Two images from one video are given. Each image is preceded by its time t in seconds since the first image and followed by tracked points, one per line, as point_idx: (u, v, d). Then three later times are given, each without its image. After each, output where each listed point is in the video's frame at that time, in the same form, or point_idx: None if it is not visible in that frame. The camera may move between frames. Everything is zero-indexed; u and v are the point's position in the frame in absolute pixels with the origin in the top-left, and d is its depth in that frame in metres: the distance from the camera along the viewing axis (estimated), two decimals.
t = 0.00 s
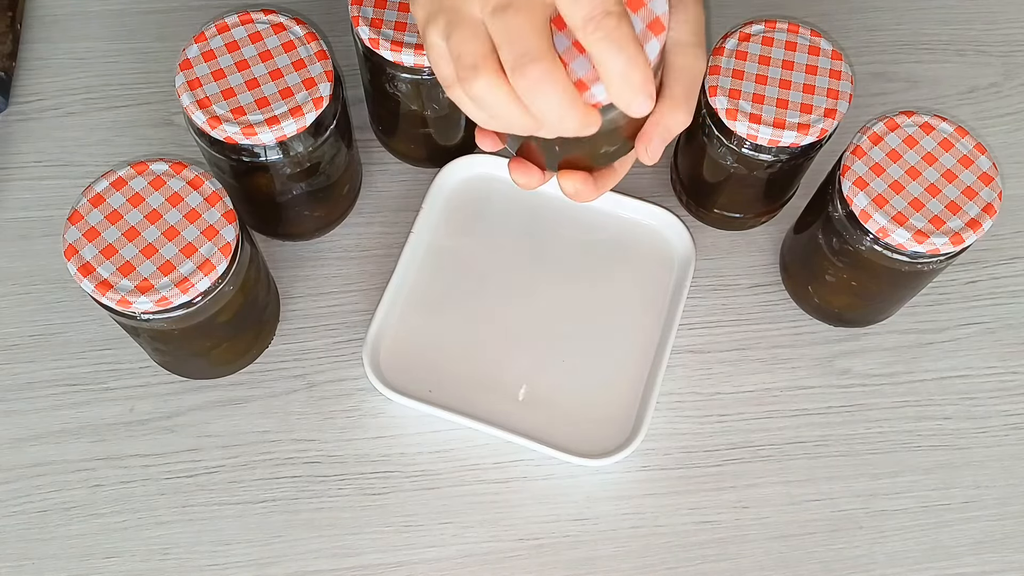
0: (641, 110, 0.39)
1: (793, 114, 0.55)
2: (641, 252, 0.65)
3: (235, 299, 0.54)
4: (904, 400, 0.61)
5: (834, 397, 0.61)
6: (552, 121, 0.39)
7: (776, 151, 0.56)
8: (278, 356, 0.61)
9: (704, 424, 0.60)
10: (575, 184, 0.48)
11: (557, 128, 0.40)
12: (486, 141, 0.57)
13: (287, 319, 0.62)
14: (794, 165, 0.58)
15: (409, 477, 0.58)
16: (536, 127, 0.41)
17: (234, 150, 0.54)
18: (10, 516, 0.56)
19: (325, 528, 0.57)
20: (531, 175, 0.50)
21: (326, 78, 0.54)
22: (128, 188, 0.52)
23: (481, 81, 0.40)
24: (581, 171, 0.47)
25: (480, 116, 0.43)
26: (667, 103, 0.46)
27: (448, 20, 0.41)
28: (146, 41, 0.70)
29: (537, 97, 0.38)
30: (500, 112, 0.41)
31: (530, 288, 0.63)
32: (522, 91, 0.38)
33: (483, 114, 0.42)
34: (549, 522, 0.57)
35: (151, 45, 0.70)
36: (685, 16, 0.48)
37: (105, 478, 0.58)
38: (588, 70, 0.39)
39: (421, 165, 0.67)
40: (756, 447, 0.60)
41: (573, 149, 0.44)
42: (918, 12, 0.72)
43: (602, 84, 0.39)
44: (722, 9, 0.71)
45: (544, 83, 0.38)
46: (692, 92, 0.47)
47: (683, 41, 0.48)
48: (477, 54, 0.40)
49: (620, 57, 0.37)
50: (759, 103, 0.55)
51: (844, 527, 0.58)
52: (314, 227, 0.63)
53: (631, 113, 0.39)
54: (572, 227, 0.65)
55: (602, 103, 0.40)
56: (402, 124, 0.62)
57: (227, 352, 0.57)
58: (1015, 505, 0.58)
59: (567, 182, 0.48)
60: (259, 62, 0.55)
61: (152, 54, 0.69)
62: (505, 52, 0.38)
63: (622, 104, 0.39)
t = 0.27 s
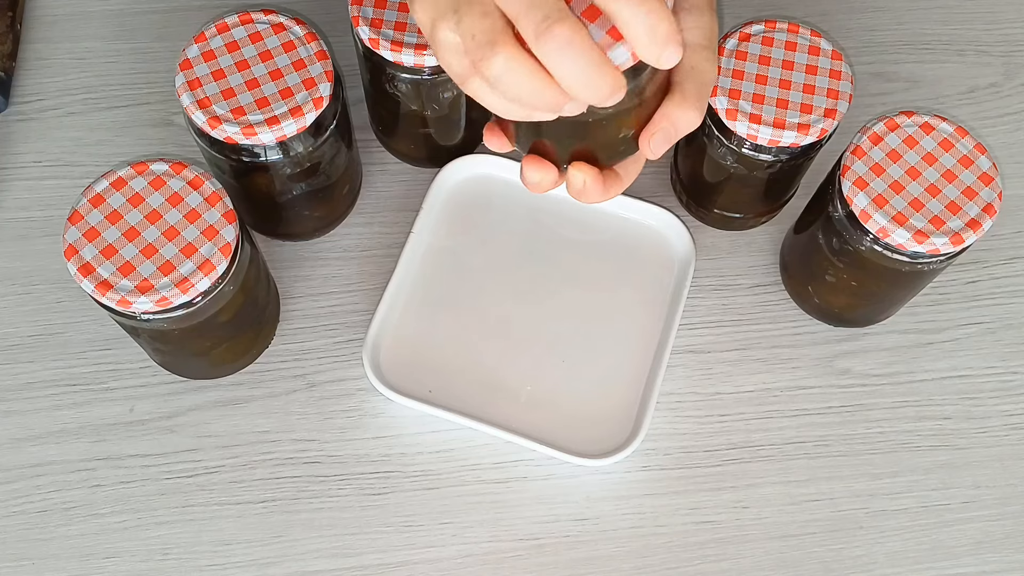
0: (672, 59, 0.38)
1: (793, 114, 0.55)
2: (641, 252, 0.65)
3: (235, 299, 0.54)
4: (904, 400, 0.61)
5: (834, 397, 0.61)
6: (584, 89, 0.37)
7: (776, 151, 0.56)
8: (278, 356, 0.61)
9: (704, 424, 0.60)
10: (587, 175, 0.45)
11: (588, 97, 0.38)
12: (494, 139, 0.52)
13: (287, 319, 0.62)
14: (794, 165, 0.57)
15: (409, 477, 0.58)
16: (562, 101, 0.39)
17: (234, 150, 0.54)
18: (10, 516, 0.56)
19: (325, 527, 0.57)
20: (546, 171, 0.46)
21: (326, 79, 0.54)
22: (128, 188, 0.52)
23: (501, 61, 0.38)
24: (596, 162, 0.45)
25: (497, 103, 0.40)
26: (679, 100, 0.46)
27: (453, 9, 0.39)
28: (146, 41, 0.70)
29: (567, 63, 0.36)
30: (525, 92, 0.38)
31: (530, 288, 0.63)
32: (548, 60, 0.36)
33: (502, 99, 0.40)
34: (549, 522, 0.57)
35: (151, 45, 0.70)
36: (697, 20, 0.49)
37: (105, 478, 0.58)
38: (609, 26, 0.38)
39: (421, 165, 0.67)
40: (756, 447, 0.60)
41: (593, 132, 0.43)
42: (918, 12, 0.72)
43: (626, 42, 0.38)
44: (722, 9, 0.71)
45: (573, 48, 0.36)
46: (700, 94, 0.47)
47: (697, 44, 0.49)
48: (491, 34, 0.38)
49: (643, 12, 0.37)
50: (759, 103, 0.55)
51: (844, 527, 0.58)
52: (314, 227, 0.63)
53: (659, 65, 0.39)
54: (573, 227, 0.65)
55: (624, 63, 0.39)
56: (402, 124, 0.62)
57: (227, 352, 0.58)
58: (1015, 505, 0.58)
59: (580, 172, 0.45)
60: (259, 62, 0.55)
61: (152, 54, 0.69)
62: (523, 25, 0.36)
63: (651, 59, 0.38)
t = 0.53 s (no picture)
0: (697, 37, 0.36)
1: (793, 114, 0.55)
2: (641, 252, 0.65)
3: (235, 299, 0.54)
4: (904, 400, 0.61)
5: (834, 397, 0.61)
6: (622, 72, 0.35)
7: (776, 151, 0.56)
8: (277, 356, 0.61)
9: (704, 424, 0.60)
10: (596, 178, 0.45)
11: (627, 81, 0.36)
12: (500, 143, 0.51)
13: (287, 319, 0.62)
14: (794, 165, 0.57)
15: (409, 477, 0.58)
16: (599, 90, 0.37)
17: (234, 150, 0.54)
18: (10, 516, 0.56)
19: (325, 528, 0.57)
20: (555, 173, 0.46)
21: (326, 79, 0.54)
22: (128, 188, 0.52)
23: (533, 53, 0.36)
24: (603, 161, 0.45)
25: (532, 102, 0.39)
26: (686, 105, 0.46)
27: (476, 7, 0.37)
28: (146, 41, 0.70)
29: (602, 46, 0.34)
30: (561, 86, 0.37)
31: (530, 288, 0.63)
32: (581, 44, 0.35)
33: (535, 96, 0.39)
34: (549, 522, 0.57)
35: (151, 45, 0.70)
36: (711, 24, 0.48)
37: (105, 478, 0.58)
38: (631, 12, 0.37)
39: (421, 165, 0.67)
40: (756, 447, 0.60)
41: (604, 131, 0.42)
42: (918, 12, 0.72)
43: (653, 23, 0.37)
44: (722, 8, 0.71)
45: (608, 29, 0.34)
46: (709, 99, 0.47)
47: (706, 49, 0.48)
48: (520, 25, 0.36)
49: None
50: (759, 103, 0.55)
51: (844, 527, 0.58)
52: (314, 227, 0.63)
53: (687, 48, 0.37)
54: (572, 227, 0.65)
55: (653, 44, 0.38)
56: (402, 123, 0.62)
57: (227, 352, 0.58)
58: (1015, 505, 0.58)
59: (590, 176, 0.45)
60: (259, 62, 0.55)
61: (152, 54, 0.69)
62: (550, 14, 0.34)
63: (675, 41, 0.36)
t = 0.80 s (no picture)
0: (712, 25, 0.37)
1: (793, 114, 0.55)
2: (641, 252, 0.65)
3: (235, 299, 0.54)
4: (904, 400, 0.61)
5: (834, 397, 0.61)
6: (648, 61, 0.35)
7: (776, 151, 0.56)
8: (277, 356, 0.61)
9: (704, 424, 0.60)
10: (611, 178, 0.45)
11: (654, 69, 0.36)
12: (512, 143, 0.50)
13: (287, 319, 0.62)
14: (794, 165, 0.57)
15: (409, 476, 0.58)
16: (624, 84, 0.37)
17: (234, 150, 0.54)
18: (10, 516, 0.56)
19: (325, 528, 0.57)
20: (567, 174, 0.46)
21: (326, 78, 0.54)
22: (128, 188, 0.52)
23: (560, 49, 0.35)
24: (616, 161, 0.45)
25: (558, 102, 0.38)
26: (698, 110, 0.46)
27: (497, 7, 0.37)
28: (146, 41, 0.70)
29: (628, 36, 0.35)
30: (589, 82, 0.36)
31: (531, 288, 0.63)
32: (607, 35, 0.35)
33: (562, 96, 0.38)
34: (549, 522, 0.57)
35: (151, 45, 0.70)
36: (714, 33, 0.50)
37: (105, 478, 0.58)
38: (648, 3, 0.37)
39: (421, 165, 0.67)
40: (756, 447, 0.60)
41: (619, 131, 0.42)
42: (918, 12, 0.72)
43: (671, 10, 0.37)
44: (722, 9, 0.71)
45: (634, 18, 0.34)
46: (719, 102, 0.48)
47: (714, 55, 0.49)
48: (545, 21, 0.36)
49: None
50: (759, 103, 0.55)
51: (844, 527, 0.58)
52: (314, 227, 0.63)
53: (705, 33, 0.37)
54: (572, 227, 0.66)
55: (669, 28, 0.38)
56: (402, 124, 0.62)
57: (227, 352, 0.58)
58: (1015, 505, 0.58)
59: (606, 176, 0.45)
60: (259, 62, 0.55)
61: (152, 54, 0.69)
62: (575, 7, 0.35)
63: (695, 28, 0.37)
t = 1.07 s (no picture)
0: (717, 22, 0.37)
1: (793, 114, 0.55)
2: (641, 252, 0.65)
3: (235, 299, 0.54)
4: (904, 400, 0.61)
5: (834, 397, 0.61)
6: (656, 61, 0.35)
7: (776, 151, 0.56)
8: (278, 356, 0.61)
9: (704, 424, 0.60)
10: (612, 179, 0.45)
11: (663, 68, 0.36)
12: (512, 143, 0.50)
13: (287, 319, 0.62)
14: (794, 165, 0.57)
15: (409, 476, 0.58)
16: (634, 86, 0.37)
17: (234, 150, 0.54)
18: (10, 516, 0.56)
19: (325, 527, 0.57)
20: (568, 175, 0.46)
21: (326, 78, 0.54)
22: (128, 188, 0.52)
23: (575, 56, 0.35)
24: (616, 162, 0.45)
25: (571, 107, 0.38)
26: (696, 114, 0.47)
27: (509, 15, 0.36)
28: (146, 41, 0.70)
29: (639, 37, 0.34)
30: (601, 86, 0.36)
31: (531, 289, 0.63)
32: (618, 38, 0.35)
33: (574, 101, 0.38)
34: (549, 522, 0.57)
35: (151, 45, 0.70)
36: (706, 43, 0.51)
37: (105, 478, 0.58)
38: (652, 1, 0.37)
39: (421, 165, 0.67)
40: (756, 447, 0.60)
41: (621, 134, 0.42)
42: (918, 12, 0.72)
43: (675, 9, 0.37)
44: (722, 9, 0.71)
45: (646, 21, 0.34)
46: (717, 107, 0.49)
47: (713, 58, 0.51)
48: (561, 29, 0.35)
49: None
50: (759, 103, 0.55)
51: (844, 527, 0.58)
52: (314, 227, 0.63)
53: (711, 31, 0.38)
54: (572, 227, 0.65)
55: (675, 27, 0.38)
56: (402, 123, 0.62)
57: (227, 352, 0.58)
58: (1015, 505, 0.58)
59: (607, 177, 0.45)
60: (259, 62, 0.55)
61: (152, 54, 0.69)
62: (586, 10, 0.34)
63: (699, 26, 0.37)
